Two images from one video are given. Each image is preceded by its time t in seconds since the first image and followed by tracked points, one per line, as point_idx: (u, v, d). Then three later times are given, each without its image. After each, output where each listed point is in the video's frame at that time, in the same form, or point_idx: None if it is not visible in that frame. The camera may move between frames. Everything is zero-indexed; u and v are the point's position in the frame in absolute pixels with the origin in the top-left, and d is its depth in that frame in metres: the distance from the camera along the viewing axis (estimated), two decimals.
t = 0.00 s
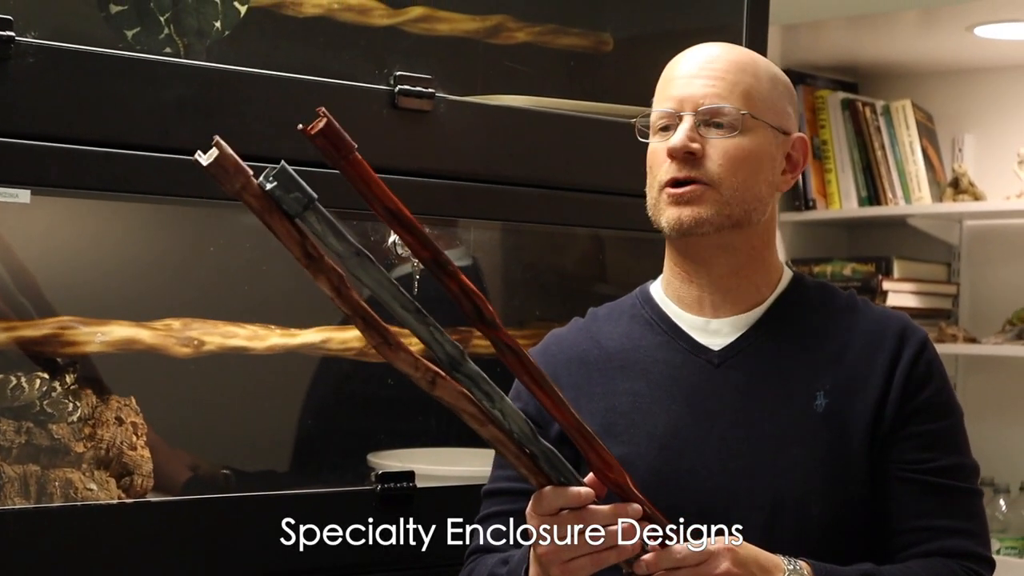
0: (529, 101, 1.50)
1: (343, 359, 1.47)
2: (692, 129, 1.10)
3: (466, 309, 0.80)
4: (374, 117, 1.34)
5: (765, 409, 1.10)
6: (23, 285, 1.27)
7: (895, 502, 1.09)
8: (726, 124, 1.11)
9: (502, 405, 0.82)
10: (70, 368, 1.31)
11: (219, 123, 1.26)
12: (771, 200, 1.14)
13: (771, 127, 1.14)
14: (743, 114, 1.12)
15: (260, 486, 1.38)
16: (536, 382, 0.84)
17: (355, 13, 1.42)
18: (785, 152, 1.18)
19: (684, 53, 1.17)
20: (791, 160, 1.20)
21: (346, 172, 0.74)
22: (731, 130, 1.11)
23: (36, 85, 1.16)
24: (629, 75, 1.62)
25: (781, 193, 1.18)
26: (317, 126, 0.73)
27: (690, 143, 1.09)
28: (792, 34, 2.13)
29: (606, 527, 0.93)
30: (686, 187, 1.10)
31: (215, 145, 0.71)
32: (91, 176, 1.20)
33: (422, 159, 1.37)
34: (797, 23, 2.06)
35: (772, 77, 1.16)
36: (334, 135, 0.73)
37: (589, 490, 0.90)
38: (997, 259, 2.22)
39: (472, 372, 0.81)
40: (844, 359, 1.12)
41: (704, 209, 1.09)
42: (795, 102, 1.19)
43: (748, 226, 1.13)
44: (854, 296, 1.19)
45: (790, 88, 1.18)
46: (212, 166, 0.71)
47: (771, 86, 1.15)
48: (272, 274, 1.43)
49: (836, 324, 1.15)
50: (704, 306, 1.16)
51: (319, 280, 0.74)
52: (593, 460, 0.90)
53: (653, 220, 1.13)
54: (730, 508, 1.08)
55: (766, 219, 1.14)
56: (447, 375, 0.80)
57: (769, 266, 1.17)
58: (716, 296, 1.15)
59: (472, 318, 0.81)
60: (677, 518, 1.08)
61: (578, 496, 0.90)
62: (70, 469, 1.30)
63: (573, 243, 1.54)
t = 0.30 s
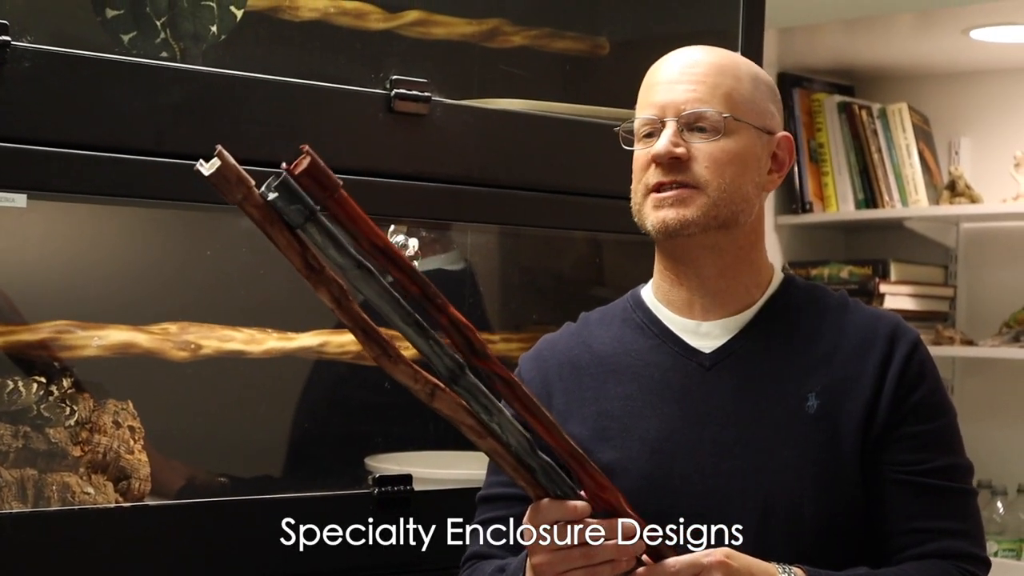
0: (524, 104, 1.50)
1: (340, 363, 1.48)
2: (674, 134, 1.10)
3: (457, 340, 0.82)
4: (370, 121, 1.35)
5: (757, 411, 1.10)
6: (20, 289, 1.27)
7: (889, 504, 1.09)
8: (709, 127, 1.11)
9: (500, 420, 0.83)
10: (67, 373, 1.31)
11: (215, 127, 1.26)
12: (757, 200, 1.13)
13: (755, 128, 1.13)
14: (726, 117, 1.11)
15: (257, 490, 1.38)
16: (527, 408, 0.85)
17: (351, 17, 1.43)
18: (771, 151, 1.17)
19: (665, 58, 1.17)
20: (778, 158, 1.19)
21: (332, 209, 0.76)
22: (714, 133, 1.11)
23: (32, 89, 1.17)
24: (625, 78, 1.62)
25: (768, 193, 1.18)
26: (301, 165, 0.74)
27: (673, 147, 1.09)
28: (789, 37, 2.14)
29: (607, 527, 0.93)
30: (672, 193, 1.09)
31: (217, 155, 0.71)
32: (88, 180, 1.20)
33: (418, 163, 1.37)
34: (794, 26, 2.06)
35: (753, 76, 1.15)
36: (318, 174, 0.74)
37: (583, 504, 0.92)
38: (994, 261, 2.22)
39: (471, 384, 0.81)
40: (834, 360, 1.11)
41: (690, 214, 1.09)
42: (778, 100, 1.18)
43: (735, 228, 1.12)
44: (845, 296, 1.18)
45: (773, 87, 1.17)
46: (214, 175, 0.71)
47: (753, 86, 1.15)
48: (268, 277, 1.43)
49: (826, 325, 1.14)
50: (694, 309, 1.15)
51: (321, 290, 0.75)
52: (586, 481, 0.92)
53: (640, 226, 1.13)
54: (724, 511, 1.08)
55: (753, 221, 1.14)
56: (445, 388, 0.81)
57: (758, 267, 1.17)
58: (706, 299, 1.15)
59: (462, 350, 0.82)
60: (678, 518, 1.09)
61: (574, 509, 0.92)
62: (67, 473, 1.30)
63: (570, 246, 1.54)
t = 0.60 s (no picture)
0: (520, 107, 1.51)
1: (337, 366, 1.48)
2: (662, 139, 1.10)
3: (441, 374, 0.81)
4: (365, 124, 1.35)
5: (748, 412, 1.10)
6: (16, 294, 1.28)
7: (884, 506, 1.08)
8: (696, 131, 1.11)
9: (489, 438, 0.85)
10: (65, 377, 1.31)
11: (211, 131, 1.26)
12: (746, 203, 1.13)
13: (743, 130, 1.13)
14: (714, 121, 1.11)
15: (255, 493, 1.38)
16: (512, 435, 0.85)
17: (348, 20, 1.42)
18: (760, 151, 1.17)
19: (653, 58, 1.16)
20: (767, 158, 1.19)
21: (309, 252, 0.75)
22: (702, 137, 1.11)
23: (28, 93, 1.17)
24: (621, 80, 1.62)
25: (757, 193, 1.18)
26: (275, 210, 0.74)
27: (661, 153, 1.09)
28: (785, 39, 2.14)
29: (607, 528, 0.95)
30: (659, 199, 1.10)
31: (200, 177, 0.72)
32: (84, 186, 1.20)
33: (414, 165, 1.37)
34: (791, 28, 2.07)
35: (740, 77, 1.15)
36: (294, 217, 0.75)
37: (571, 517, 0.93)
38: (992, 262, 2.22)
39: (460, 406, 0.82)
40: (825, 360, 1.11)
41: (679, 219, 1.09)
42: (766, 98, 1.18)
43: (724, 232, 1.12)
44: (836, 296, 1.18)
45: (761, 86, 1.17)
46: (198, 196, 0.72)
47: (740, 87, 1.14)
48: (265, 282, 1.43)
49: (816, 325, 1.14)
50: (685, 311, 1.15)
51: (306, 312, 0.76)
52: (576, 502, 0.92)
53: (630, 231, 1.13)
54: (717, 513, 1.08)
55: (743, 223, 1.14)
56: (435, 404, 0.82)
57: (750, 267, 1.17)
58: (697, 302, 1.15)
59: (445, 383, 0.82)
60: (677, 518, 1.09)
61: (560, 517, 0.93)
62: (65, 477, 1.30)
63: (567, 249, 1.54)
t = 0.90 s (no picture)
0: (518, 110, 1.51)
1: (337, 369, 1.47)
2: (651, 146, 1.10)
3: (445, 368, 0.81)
4: (362, 127, 1.35)
5: (742, 411, 1.10)
6: (14, 297, 1.28)
7: (878, 505, 1.08)
8: (686, 138, 1.11)
9: (491, 432, 0.85)
10: (63, 380, 1.31)
11: (208, 134, 1.26)
12: (735, 207, 1.13)
13: (732, 134, 1.13)
14: (703, 127, 1.11)
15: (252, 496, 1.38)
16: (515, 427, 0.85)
17: (345, 23, 1.42)
18: (749, 154, 1.17)
19: (641, 62, 1.16)
20: (756, 161, 1.19)
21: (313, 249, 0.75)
22: (691, 144, 1.11)
23: (25, 96, 1.17)
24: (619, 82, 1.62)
25: (747, 196, 1.18)
26: (282, 199, 0.74)
27: (650, 161, 1.09)
28: (782, 41, 2.14)
29: (607, 528, 0.94)
30: (649, 206, 1.09)
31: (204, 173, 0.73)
32: (82, 191, 1.20)
33: (412, 168, 1.37)
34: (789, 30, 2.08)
35: (729, 80, 1.15)
36: (302, 206, 0.74)
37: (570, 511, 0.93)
38: (990, 263, 2.22)
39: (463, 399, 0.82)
40: (817, 360, 1.12)
41: (669, 226, 1.09)
42: (754, 101, 1.18)
43: (714, 237, 1.12)
44: (829, 298, 1.18)
45: (749, 89, 1.17)
46: (205, 188, 0.73)
47: (728, 91, 1.14)
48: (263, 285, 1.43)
49: (809, 326, 1.15)
50: (676, 314, 1.15)
51: (309, 304, 0.76)
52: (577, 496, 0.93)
53: (620, 238, 1.13)
54: (713, 513, 1.08)
55: (732, 227, 1.14)
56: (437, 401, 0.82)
57: (741, 270, 1.17)
58: (688, 307, 1.15)
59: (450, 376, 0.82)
60: (678, 518, 1.09)
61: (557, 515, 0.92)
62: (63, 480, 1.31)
63: (565, 252, 1.54)
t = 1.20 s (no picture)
0: (516, 111, 1.51)
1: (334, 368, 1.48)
2: (650, 149, 1.10)
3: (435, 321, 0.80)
4: (360, 128, 1.35)
5: (736, 405, 1.10)
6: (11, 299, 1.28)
7: (875, 497, 1.08)
8: (685, 141, 1.10)
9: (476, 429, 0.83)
10: (61, 382, 1.31)
11: (205, 136, 1.26)
12: (733, 210, 1.13)
13: (731, 137, 1.13)
14: (702, 131, 1.11)
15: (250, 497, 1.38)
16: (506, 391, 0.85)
17: (343, 26, 1.42)
18: (748, 156, 1.17)
19: (640, 63, 1.15)
20: (754, 163, 1.19)
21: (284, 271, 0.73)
22: (690, 147, 1.10)
23: (23, 98, 1.17)
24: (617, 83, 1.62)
25: (744, 197, 1.18)
26: (279, 142, 0.72)
27: (649, 164, 1.08)
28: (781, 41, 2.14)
29: (607, 528, 0.92)
30: (648, 208, 1.09)
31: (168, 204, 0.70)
32: (80, 193, 1.20)
33: (409, 169, 1.37)
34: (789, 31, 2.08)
35: (729, 83, 1.15)
36: (297, 150, 0.72)
37: (560, 501, 0.91)
38: (988, 264, 2.22)
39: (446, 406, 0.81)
40: (812, 355, 1.12)
41: (667, 229, 1.09)
42: (753, 103, 1.17)
43: (712, 240, 1.12)
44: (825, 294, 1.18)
45: (748, 91, 1.17)
46: (170, 223, 0.69)
47: (728, 94, 1.14)
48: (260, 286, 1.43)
49: (804, 321, 1.15)
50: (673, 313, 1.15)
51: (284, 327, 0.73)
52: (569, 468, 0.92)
53: (618, 239, 1.13)
54: (709, 511, 1.08)
55: (729, 229, 1.14)
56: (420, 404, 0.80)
57: (737, 270, 1.17)
58: (685, 307, 1.15)
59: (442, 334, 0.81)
60: (678, 518, 1.08)
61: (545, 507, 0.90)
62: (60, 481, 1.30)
63: (563, 252, 1.54)
